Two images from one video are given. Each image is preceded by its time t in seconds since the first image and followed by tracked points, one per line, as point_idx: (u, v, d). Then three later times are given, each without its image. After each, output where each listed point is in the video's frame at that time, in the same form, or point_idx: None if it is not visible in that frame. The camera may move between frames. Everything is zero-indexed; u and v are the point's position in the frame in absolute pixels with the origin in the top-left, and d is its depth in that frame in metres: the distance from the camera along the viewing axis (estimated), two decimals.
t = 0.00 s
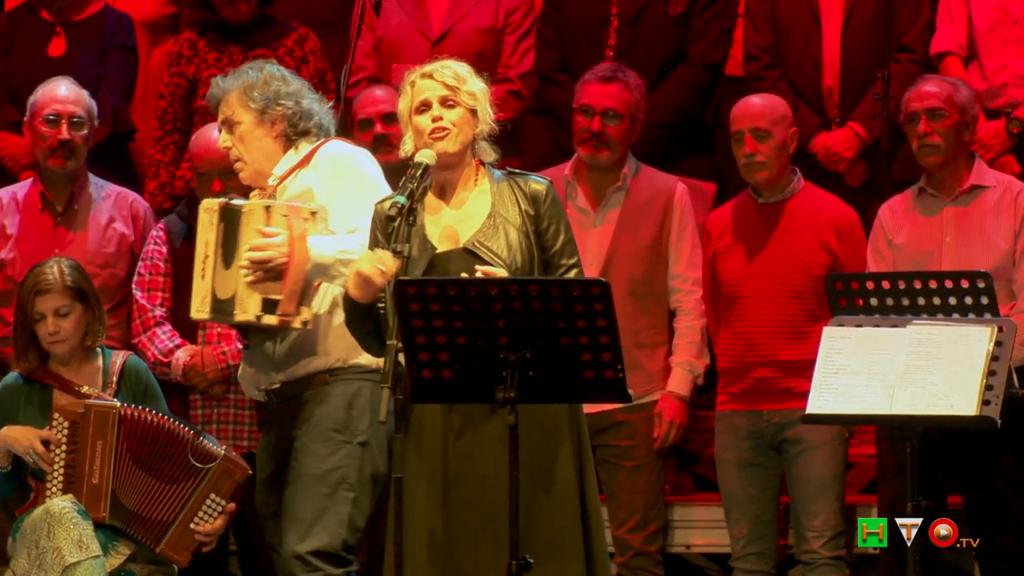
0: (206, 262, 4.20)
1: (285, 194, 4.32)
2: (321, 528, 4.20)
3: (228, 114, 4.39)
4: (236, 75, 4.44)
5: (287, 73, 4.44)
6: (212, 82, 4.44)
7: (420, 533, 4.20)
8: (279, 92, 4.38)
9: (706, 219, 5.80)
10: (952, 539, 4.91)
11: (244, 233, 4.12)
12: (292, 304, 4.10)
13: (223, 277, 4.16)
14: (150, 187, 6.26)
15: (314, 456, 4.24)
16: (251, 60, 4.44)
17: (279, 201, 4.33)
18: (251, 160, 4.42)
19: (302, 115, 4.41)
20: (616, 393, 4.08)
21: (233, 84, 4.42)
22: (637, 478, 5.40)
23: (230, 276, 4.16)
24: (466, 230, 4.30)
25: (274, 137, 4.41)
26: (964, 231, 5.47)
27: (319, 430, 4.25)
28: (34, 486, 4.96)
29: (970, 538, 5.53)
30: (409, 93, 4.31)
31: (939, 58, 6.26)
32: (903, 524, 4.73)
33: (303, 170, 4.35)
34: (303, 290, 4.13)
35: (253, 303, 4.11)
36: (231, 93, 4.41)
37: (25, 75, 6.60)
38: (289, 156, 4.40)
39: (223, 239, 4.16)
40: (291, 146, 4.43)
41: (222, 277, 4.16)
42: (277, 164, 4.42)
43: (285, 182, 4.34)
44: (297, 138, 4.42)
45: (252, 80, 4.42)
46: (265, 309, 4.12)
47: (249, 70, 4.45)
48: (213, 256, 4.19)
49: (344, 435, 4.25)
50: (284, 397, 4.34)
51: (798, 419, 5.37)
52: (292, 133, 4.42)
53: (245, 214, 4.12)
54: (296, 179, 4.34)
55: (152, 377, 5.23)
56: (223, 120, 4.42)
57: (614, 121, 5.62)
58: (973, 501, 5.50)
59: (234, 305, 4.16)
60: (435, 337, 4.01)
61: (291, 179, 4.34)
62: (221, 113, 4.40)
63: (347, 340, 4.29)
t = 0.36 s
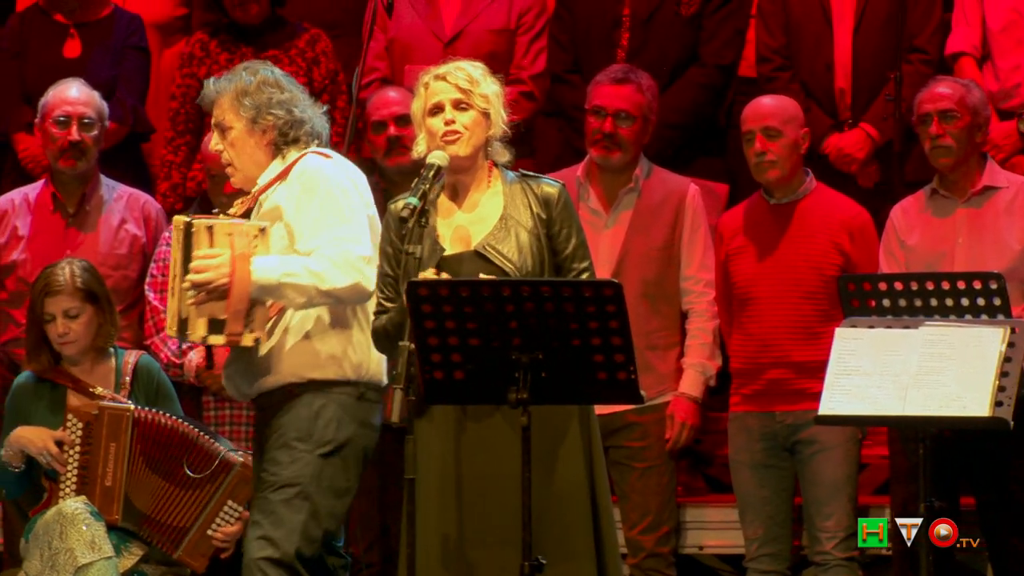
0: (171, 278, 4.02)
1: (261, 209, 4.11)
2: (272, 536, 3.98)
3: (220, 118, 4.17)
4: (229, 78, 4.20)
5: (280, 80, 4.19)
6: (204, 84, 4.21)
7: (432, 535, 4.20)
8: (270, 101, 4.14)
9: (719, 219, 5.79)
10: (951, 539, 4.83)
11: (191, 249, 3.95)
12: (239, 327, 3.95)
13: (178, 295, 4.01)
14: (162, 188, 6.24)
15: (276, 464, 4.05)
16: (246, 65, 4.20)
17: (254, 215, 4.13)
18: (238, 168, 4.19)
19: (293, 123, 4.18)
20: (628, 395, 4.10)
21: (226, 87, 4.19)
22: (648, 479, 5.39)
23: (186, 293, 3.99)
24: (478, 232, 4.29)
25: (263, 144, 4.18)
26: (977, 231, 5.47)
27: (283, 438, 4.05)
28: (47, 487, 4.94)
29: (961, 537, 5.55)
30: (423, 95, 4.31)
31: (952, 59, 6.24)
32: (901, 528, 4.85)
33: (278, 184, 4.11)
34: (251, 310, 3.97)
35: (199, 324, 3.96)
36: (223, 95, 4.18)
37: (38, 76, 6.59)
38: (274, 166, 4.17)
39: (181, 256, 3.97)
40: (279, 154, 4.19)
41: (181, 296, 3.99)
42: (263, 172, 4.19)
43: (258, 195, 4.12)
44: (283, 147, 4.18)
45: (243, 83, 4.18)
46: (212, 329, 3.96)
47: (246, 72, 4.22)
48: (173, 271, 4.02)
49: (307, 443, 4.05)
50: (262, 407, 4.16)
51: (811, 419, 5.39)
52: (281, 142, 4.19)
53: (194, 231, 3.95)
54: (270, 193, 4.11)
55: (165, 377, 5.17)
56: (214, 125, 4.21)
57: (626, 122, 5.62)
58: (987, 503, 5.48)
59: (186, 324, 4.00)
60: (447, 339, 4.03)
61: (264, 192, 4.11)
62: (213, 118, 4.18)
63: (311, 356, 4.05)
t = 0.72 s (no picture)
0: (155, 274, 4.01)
1: (243, 209, 4.05)
2: (247, 547, 3.90)
3: (219, 108, 4.08)
4: (232, 68, 4.13)
5: (287, 79, 4.14)
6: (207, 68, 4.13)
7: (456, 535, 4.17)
8: (274, 98, 4.09)
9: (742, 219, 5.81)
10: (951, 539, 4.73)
11: (169, 251, 3.94)
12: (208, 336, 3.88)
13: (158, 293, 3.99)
14: (182, 187, 6.25)
15: (246, 474, 3.97)
16: (255, 56, 4.13)
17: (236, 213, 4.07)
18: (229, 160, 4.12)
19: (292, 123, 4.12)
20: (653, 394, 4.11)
21: (228, 76, 4.11)
22: (671, 479, 5.39)
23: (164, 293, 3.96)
24: (507, 233, 4.30)
25: (259, 141, 4.11)
26: (999, 230, 5.47)
27: (253, 448, 3.99)
28: (72, 486, 4.95)
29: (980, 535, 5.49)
30: (448, 96, 4.34)
31: (976, 58, 6.23)
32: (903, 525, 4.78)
33: (262, 186, 4.03)
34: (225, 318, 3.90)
35: (171, 327, 3.92)
36: (226, 85, 4.10)
37: (63, 76, 6.58)
38: (263, 164, 4.11)
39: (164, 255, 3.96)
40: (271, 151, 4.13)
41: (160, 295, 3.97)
42: (250, 169, 4.12)
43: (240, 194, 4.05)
44: (277, 145, 4.12)
45: (247, 74, 4.11)
46: (183, 335, 3.91)
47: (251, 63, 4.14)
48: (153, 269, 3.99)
49: (276, 452, 3.97)
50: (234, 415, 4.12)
51: (833, 419, 5.38)
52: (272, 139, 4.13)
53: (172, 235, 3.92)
54: (253, 194, 4.03)
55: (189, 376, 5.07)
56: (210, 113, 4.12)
57: (649, 122, 5.63)
58: (1010, 502, 5.47)
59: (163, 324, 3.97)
60: (470, 339, 4.04)
61: (248, 193, 4.05)
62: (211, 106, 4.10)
63: (283, 364, 3.99)
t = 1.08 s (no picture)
0: (202, 286, 3.79)
1: (270, 212, 3.92)
2: (300, 558, 3.85)
3: (233, 113, 3.93)
4: (240, 69, 3.97)
5: (297, 80, 4.01)
6: (215, 68, 3.96)
7: (501, 529, 4.24)
8: (289, 99, 3.95)
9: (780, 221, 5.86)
10: (951, 538, 5.21)
11: (232, 263, 3.74)
12: (283, 348, 3.75)
13: (215, 305, 3.77)
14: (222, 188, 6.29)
15: (289, 482, 3.88)
16: (265, 57, 3.99)
17: (261, 218, 3.94)
18: (240, 166, 3.96)
19: (307, 126, 3.98)
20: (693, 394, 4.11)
21: (240, 78, 3.95)
22: (711, 479, 5.42)
23: (223, 304, 3.77)
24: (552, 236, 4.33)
25: (271, 144, 3.96)
26: None
27: (294, 456, 3.88)
28: (117, 487, 4.96)
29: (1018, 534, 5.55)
30: (496, 96, 4.41)
31: (1011, 59, 6.28)
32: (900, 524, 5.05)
33: (291, 187, 3.92)
34: (297, 328, 3.77)
35: (240, 339, 3.74)
36: (238, 88, 3.94)
37: (107, 79, 6.65)
38: (277, 167, 3.96)
39: (223, 266, 3.75)
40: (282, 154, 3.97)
41: (220, 307, 3.77)
42: (262, 172, 3.96)
43: (266, 197, 3.93)
44: (291, 148, 3.97)
45: (260, 75, 3.96)
46: (254, 348, 3.74)
47: (261, 64, 3.99)
48: (209, 279, 3.77)
49: (321, 457, 3.89)
50: (249, 410, 3.94)
51: (872, 419, 5.43)
52: (285, 143, 3.98)
53: (243, 245, 3.71)
54: (283, 196, 3.92)
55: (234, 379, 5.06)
56: (219, 116, 3.96)
57: (688, 124, 5.69)
58: None
59: (225, 337, 3.77)
60: (511, 338, 4.07)
61: (274, 196, 3.92)
62: (222, 110, 3.94)
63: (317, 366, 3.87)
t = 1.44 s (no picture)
0: (256, 295, 3.86)
1: (285, 219, 4.02)
2: (323, 556, 3.96)
3: (242, 122, 4.02)
4: (243, 78, 4.06)
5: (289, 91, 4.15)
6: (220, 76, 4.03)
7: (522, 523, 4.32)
8: (291, 110, 4.09)
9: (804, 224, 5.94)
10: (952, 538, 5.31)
11: (294, 275, 3.86)
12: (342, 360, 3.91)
13: (274, 315, 3.86)
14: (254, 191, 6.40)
15: (309, 484, 3.96)
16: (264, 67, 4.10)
17: (275, 225, 4.01)
18: (244, 175, 4.06)
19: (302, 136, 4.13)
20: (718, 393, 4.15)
21: (245, 87, 4.05)
22: (735, 477, 5.55)
23: (285, 315, 3.87)
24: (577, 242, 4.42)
25: (270, 154, 4.09)
26: None
27: (311, 459, 3.96)
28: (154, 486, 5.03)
29: None
30: (524, 102, 4.48)
31: None
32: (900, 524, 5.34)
33: (303, 197, 4.05)
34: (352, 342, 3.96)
35: (309, 352, 3.83)
36: (246, 97, 4.03)
37: (142, 82, 6.73)
38: (279, 176, 4.10)
39: (282, 277, 3.86)
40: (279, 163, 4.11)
41: (279, 316, 3.87)
42: (265, 182, 4.09)
43: (280, 205, 4.03)
44: (287, 156, 4.11)
45: (263, 86, 4.06)
46: (320, 361, 3.86)
47: (258, 73, 4.08)
48: (266, 289, 3.85)
49: (337, 458, 4.00)
50: (251, 411, 3.93)
51: (893, 419, 5.51)
52: (276, 154, 4.12)
53: (319, 262, 3.84)
54: (295, 207, 4.04)
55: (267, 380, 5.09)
56: (223, 124, 4.03)
57: (711, 127, 5.82)
58: None
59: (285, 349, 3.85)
60: (538, 338, 4.12)
61: (287, 205, 4.03)
62: (233, 118, 4.02)
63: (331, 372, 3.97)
